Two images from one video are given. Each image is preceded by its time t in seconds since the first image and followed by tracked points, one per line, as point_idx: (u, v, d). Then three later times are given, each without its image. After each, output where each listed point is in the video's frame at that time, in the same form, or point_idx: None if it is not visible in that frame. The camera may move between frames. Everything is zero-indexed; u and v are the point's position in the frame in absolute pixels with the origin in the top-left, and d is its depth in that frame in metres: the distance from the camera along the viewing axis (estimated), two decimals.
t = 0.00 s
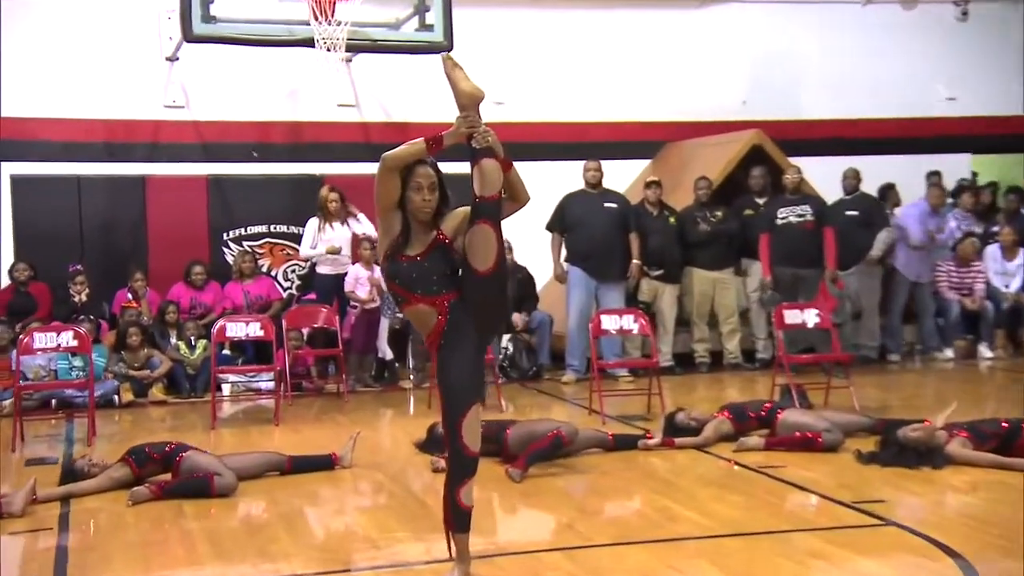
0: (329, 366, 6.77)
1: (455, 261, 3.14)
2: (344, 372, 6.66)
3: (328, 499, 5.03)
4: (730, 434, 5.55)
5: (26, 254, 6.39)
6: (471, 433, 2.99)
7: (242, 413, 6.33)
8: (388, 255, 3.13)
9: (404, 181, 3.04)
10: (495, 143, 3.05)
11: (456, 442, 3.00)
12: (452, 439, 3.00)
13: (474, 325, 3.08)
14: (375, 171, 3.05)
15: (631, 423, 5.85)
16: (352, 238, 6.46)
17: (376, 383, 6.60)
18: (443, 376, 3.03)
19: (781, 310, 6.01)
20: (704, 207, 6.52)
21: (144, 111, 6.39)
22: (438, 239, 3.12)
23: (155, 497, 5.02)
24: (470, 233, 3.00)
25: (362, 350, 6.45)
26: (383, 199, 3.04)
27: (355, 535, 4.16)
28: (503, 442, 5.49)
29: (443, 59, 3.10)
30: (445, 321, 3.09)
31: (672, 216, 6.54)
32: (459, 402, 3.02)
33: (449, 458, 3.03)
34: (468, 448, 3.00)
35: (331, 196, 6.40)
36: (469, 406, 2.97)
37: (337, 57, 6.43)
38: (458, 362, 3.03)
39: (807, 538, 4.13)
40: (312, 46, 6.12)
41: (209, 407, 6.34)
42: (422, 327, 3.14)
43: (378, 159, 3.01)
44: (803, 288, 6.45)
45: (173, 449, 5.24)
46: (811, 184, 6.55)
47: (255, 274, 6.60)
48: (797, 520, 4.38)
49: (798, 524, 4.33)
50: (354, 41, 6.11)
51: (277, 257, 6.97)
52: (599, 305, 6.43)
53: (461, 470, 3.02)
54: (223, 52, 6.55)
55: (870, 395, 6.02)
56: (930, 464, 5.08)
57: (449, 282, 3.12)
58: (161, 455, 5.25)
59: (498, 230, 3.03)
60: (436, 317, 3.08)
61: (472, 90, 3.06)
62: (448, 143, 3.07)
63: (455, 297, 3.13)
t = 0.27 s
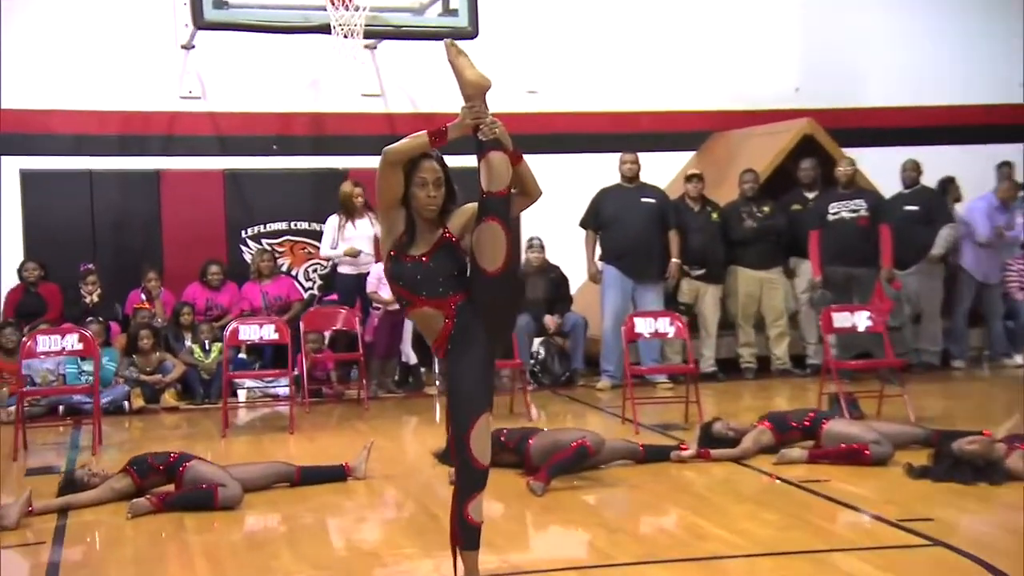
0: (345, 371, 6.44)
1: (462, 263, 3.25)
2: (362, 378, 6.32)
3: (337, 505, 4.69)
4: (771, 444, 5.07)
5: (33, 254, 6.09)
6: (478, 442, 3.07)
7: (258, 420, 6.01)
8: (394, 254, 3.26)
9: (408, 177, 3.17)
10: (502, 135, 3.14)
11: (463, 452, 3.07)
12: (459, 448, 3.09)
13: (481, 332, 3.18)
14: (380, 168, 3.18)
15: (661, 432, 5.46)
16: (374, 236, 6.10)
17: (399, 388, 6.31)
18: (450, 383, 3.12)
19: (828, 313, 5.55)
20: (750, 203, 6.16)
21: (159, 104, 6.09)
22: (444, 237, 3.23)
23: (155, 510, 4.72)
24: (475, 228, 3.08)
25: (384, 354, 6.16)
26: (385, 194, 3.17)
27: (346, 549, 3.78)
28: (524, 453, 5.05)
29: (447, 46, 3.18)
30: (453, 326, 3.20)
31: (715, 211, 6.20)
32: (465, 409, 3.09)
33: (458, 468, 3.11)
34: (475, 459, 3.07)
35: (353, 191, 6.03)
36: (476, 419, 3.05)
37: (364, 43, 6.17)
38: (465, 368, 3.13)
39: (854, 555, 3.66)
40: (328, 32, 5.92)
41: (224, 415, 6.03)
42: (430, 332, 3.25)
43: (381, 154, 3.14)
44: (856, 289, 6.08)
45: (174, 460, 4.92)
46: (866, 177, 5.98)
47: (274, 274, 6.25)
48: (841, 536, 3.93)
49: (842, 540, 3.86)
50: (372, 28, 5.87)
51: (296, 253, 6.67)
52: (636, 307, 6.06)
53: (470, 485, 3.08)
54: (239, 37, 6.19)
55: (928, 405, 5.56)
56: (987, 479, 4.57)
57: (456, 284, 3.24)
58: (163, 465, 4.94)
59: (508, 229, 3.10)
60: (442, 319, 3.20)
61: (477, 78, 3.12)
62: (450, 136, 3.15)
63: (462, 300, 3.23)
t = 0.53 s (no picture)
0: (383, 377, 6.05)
1: (478, 263, 2.75)
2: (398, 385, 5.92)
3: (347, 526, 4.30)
4: (830, 462, 4.55)
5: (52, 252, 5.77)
6: (494, 459, 2.57)
7: (285, 430, 5.62)
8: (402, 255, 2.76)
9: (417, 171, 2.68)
10: (520, 127, 2.65)
11: (478, 468, 2.57)
12: (475, 466, 2.59)
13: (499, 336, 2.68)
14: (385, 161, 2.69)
15: (711, 447, 4.98)
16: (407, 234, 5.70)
17: (435, 398, 5.89)
18: (465, 394, 2.63)
19: (901, 317, 5.02)
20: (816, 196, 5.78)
21: (185, 93, 5.81)
22: (459, 237, 2.74)
23: (161, 528, 3.98)
24: (492, 231, 2.61)
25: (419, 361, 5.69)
26: (393, 191, 2.68)
27: (333, 574, 3.35)
28: (559, 468, 4.50)
29: (457, 28, 2.70)
30: (466, 332, 2.70)
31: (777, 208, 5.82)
32: (480, 427, 2.59)
33: (475, 490, 2.61)
34: (492, 476, 2.58)
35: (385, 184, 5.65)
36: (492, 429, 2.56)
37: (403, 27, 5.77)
38: (481, 378, 2.63)
39: None
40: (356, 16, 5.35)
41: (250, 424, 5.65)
42: (442, 342, 2.75)
43: (387, 146, 2.65)
44: (935, 290, 5.53)
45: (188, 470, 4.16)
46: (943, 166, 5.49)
47: (305, 274, 5.92)
48: (902, 564, 3.38)
49: (902, 568, 3.31)
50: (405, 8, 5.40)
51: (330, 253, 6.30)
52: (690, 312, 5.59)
53: (486, 505, 2.58)
54: (267, 22, 5.82)
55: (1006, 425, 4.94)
56: None
57: (472, 285, 2.74)
58: (173, 478, 4.16)
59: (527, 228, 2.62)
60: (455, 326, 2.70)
61: (493, 65, 2.63)
62: (464, 127, 2.67)
63: (477, 303, 2.73)
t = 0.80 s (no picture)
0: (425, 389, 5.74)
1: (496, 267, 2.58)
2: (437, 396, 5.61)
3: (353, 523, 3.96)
4: (892, 480, 4.13)
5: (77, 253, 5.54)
6: (512, 474, 2.36)
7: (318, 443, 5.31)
8: (417, 257, 2.59)
9: (432, 168, 2.53)
10: (540, 123, 2.47)
11: (495, 486, 2.37)
12: (491, 483, 2.38)
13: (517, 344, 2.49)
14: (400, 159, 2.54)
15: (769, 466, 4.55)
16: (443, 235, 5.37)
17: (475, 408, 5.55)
18: (481, 405, 2.43)
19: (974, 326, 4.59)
20: (885, 196, 5.53)
21: (215, 87, 5.51)
22: (477, 238, 2.57)
23: (175, 546, 3.65)
24: (509, 234, 2.41)
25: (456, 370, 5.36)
26: (407, 189, 2.54)
27: None
28: (597, 485, 4.10)
29: (472, 18, 2.54)
30: (483, 340, 2.51)
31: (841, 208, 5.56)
32: (497, 440, 2.39)
33: (491, 509, 2.40)
34: (510, 494, 2.37)
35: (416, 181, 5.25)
36: (510, 441, 2.36)
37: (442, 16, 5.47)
38: (499, 387, 2.43)
39: None
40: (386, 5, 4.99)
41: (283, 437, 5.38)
42: (458, 350, 2.58)
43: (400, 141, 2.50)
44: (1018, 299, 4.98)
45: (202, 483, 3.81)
46: None
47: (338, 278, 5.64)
48: None
49: None
50: None
51: (367, 255, 6.01)
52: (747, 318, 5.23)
53: (505, 522, 2.38)
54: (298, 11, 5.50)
55: None
56: None
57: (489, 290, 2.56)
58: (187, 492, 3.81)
59: (547, 229, 2.42)
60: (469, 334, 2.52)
61: (511, 58, 2.50)
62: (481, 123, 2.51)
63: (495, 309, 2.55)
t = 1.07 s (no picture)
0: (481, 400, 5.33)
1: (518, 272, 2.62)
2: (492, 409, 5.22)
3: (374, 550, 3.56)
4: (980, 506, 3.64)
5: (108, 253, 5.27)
6: (537, 494, 2.43)
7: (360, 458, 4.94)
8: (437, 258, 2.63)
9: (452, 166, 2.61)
10: (566, 115, 2.56)
11: (520, 504, 2.44)
12: (516, 500, 2.46)
13: (542, 358, 2.54)
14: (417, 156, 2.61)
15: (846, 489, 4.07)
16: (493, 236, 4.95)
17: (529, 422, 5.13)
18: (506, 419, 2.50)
19: None
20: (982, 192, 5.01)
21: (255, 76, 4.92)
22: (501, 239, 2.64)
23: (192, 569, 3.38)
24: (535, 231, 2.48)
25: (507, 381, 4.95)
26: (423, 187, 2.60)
27: None
28: (648, 506, 3.61)
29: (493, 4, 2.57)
30: (506, 350, 2.57)
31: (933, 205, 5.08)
32: (525, 453, 2.46)
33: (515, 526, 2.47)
34: (537, 515, 2.44)
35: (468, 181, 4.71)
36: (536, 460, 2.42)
37: None
38: (523, 402, 2.49)
39: None
40: None
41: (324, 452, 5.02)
42: (480, 359, 2.62)
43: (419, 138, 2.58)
44: None
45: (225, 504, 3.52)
46: None
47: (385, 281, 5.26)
48: None
49: None
50: None
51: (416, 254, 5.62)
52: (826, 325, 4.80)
53: (534, 544, 2.45)
54: None
55: None
56: None
57: (514, 297, 2.61)
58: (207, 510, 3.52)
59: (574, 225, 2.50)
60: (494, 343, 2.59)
61: (534, 46, 2.54)
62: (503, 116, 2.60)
63: (520, 316, 2.59)
